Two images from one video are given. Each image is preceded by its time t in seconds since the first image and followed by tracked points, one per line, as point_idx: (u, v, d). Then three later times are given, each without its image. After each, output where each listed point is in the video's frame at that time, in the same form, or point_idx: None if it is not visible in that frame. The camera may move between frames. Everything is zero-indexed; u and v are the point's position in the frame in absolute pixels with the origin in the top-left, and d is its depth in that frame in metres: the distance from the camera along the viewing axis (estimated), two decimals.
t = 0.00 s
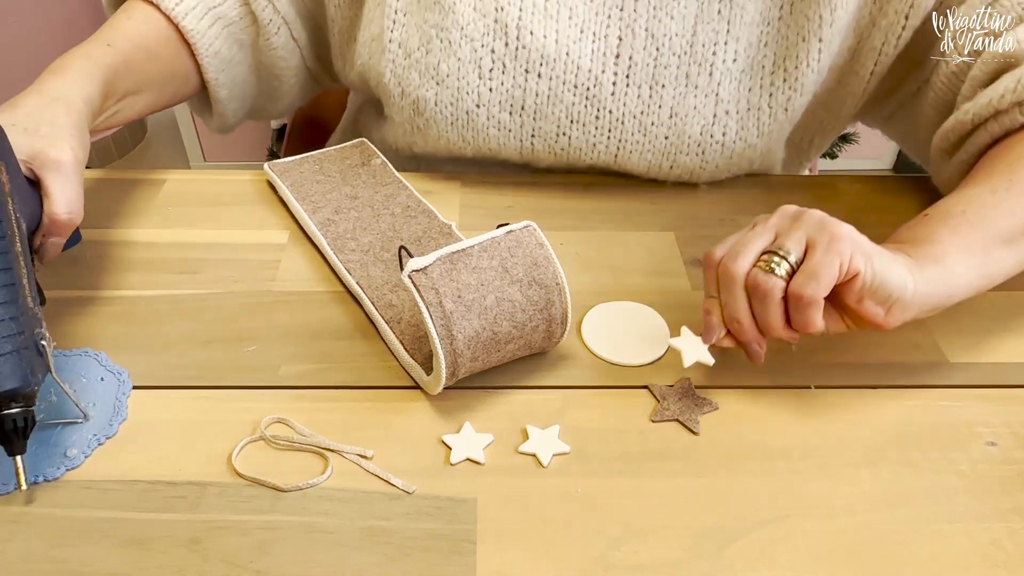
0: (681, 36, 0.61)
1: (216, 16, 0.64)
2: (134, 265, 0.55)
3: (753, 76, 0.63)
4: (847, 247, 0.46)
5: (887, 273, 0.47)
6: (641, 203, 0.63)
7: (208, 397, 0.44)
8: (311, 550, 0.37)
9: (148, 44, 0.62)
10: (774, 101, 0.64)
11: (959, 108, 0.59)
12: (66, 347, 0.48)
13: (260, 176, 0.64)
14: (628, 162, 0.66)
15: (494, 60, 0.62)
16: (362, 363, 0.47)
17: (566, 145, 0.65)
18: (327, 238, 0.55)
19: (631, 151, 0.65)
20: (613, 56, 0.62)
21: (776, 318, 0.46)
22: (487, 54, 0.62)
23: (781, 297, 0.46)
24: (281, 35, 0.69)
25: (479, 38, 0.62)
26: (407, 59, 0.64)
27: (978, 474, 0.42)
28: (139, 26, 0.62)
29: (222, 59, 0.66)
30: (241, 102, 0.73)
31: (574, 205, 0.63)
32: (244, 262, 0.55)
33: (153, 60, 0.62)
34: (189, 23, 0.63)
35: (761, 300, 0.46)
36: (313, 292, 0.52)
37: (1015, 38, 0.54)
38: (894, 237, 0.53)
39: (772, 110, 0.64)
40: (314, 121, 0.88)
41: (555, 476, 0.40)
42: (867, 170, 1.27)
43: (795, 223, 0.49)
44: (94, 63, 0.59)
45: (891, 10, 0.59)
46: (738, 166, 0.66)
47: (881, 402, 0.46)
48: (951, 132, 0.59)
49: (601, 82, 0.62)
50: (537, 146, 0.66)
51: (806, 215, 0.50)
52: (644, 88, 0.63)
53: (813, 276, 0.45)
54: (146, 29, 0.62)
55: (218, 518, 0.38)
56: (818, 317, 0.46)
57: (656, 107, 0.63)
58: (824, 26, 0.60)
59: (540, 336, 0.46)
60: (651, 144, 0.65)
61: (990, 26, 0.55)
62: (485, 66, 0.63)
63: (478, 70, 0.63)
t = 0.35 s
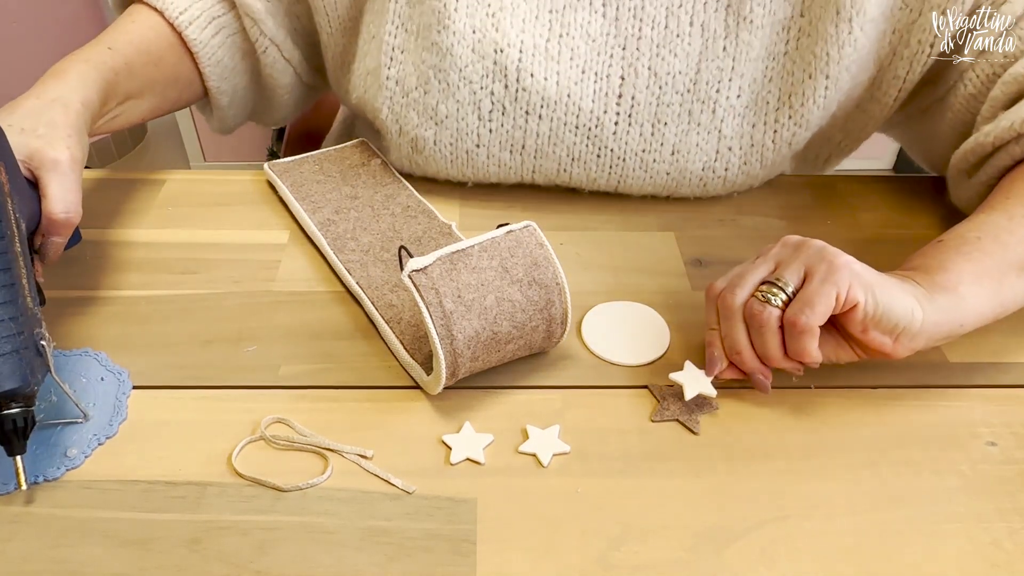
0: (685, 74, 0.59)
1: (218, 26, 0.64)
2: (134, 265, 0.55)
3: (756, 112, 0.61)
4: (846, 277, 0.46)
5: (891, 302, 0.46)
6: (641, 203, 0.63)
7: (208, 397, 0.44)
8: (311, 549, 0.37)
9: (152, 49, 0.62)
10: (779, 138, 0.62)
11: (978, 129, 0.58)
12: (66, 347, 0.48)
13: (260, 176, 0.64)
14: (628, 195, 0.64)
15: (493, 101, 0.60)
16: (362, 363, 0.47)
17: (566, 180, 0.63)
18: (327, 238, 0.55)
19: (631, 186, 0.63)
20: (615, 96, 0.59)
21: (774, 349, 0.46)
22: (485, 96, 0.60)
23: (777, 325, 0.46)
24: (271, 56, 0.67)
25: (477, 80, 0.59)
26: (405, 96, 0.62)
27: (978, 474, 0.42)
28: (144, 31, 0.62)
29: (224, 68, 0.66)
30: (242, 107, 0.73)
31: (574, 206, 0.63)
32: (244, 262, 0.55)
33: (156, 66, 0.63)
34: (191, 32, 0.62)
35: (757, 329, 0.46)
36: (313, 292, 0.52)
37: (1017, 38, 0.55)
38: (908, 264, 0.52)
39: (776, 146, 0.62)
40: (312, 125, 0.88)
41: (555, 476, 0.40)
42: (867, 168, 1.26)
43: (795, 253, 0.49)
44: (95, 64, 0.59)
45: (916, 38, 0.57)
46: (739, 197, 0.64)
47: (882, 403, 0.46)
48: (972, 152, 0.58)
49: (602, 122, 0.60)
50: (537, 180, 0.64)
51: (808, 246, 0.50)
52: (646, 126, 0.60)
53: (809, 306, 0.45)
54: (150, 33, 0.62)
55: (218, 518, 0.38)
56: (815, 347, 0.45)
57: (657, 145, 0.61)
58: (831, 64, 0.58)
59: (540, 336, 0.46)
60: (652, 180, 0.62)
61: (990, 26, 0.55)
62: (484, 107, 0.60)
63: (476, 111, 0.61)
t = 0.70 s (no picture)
0: (683, 86, 0.59)
1: (222, 34, 0.64)
2: (134, 265, 0.55)
3: (755, 122, 0.61)
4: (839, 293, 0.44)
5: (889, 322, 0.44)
6: (641, 203, 0.63)
7: (208, 397, 0.45)
8: (311, 550, 0.37)
9: (154, 52, 0.62)
10: (779, 147, 0.61)
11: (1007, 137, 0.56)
12: (66, 347, 0.48)
13: (260, 176, 0.64)
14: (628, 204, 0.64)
15: (491, 115, 0.60)
16: (362, 363, 0.47)
17: (566, 190, 0.63)
18: (327, 238, 0.55)
19: (631, 196, 0.63)
20: (613, 109, 0.59)
21: (756, 361, 0.45)
22: (483, 110, 0.60)
23: (761, 337, 0.45)
24: (271, 65, 0.67)
25: (474, 94, 0.59)
26: (403, 110, 0.62)
27: (978, 474, 0.42)
28: (147, 35, 0.62)
29: (227, 76, 0.66)
30: (246, 114, 0.73)
31: (575, 206, 0.63)
32: (244, 262, 0.55)
33: (158, 70, 0.63)
34: (195, 40, 0.63)
35: (740, 339, 0.45)
36: (313, 292, 0.52)
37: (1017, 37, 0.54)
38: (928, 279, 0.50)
39: (776, 155, 0.62)
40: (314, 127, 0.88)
41: (555, 476, 0.40)
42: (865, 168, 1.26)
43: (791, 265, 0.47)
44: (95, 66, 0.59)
45: (920, 40, 0.57)
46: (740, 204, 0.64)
47: (883, 403, 0.46)
48: (1000, 164, 0.56)
49: (601, 135, 0.60)
50: (537, 191, 0.64)
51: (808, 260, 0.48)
52: (645, 138, 0.60)
53: (794, 320, 0.44)
54: (153, 37, 0.62)
55: (218, 518, 0.38)
56: (799, 361, 0.44)
57: (656, 157, 0.61)
58: (829, 73, 0.57)
59: (540, 336, 0.46)
60: (651, 190, 0.62)
61: (989, 27, 0.54)
62: (482, 121, 0.60)
63: (474, 125, 0.61)
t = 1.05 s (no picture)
0: (682, 88, 0.59)
1: (224, 36, 0.64)
2: (134, 265, 0.55)
3: (755, 122, 0.61)
4: (848, 302, 0.42)
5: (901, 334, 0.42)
6: (641, 203, 0.63)
7: (207, 397, 0.45)
8: (311, 549, 0.37)
9: (155, 54, 0.62)
10: (779, 147, 0.61)
11: None
12: (66, 347, 0.48)
13: (260, 176, 0.64)
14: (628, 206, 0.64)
15: (490, 118, 0.60)
16: (361, 363, 0.47)
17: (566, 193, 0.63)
18: (327, 238, 0.55)
19: (632, 198, 0.63)
20: (612, 111, 0.59)
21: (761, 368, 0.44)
22: (482, 113, 0.60)
23: (765, 344, 0.44)
24: (274, 69, 0.67)
25: (473, 97, 0.59)
26: (403, 113, 0.62)
27: (978, 474, 0.42)
28: (148, 38, 0.62)
29: (230, 79, 0.66)
30: (247, 118, 0.73)
31: (576, 205, 0.63)
32: (244, 262, 0.55)
33: (160, 72, 0.63)
34: (197, 42, 0.63)
35: (744, 345, 0.44)
36: (313, 292, 0.52)
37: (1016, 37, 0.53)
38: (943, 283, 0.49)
39: (775, 155, 0.62)
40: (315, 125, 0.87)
41: (555, 476, 0.40)
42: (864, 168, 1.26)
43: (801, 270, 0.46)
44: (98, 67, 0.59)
45: (921, 37, 0.57)
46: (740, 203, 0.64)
47: (883, 403, 0.46)
48: (1017, 165, 0.54)
49: (600, 138, 0.60)
50: (538, 193, 0.64)
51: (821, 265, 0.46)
52: (644, 140, 0.60)
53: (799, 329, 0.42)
54: (154, 40, 0.62)
55: (218, 518, 0.38)
56: (805, 370, 0.43)
57: (656, 158, 0.61)
58: (829, 74, 0.57)
59: (540, 336, 0.46)
60: (652, 192, 0.62)
61: (990, 27, 0.55)
62: (482, 124, 0.60)
63: (474, 128, 0.61)
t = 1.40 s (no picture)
0: (682, 90, 0.59)
1: (225, 38, 0.64)
2: (134, 265, 0.55)
3: (755, 123, 0.61)
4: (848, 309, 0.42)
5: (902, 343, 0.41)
6: (641, 203, 0.63)
7: (208, 397, 0.45)
8: (311, 550, 0.37)
9: (156, 54, 0.62)
10: (779, 148, 0.61)
11: None
12: (67, 347, 0.48)
13: (261, 176, 0.64)
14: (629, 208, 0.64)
15: (490, 121, 0.60)
16: (361, 363, 0.47)
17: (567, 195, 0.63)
18: (327, 238, 0.55)
19: (632, 201, 0.63)
20: (612, 114, 0.59)
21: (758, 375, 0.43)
22: (482, 116, 0.60)
23: (762, 350, 0.43)
24: (274, 70, 0.67)
25: (473, 101, 0.59)
26: (403, 116, 0.62)
27: (978, 473, 0.42)
28: (149, 38, 0.62)
29: (230, 79, 0.66)
30: (248, 119, 0.73)
31: (577, 205, 0.63)
32: (244, 262, 0.55)
33: (161, 72, 0.63)
34: (197, 44, 0.63)
35: (740, 349, 0.44)
36: (313, 292, 0.52)
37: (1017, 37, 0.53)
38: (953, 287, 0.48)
39: (776, 156, 0.62)
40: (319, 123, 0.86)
41: (555, 476, 0.40)
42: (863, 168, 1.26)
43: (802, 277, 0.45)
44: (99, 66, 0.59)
45: (922, 37, 0.57)
46: (740, 202, 0.64)
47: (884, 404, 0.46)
48: None
49: (600, 141, 0.60)
50: (538, 194, 0.64)
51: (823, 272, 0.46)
52: (644, 142, 0.60)
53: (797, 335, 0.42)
54: (154, 40, 0.62)
55: (218, 518, 0.38)
56: (802, 378, 0.42)
57: (656, 160, 0.61)
58: (829, 75, 0.57)
59: (540, 336, 0.46)
60: (652, 194, 0.62)
61: (990, 27, 0.54)
62: (482, 127, 0.60)
63: (474, 131, 0.61)
